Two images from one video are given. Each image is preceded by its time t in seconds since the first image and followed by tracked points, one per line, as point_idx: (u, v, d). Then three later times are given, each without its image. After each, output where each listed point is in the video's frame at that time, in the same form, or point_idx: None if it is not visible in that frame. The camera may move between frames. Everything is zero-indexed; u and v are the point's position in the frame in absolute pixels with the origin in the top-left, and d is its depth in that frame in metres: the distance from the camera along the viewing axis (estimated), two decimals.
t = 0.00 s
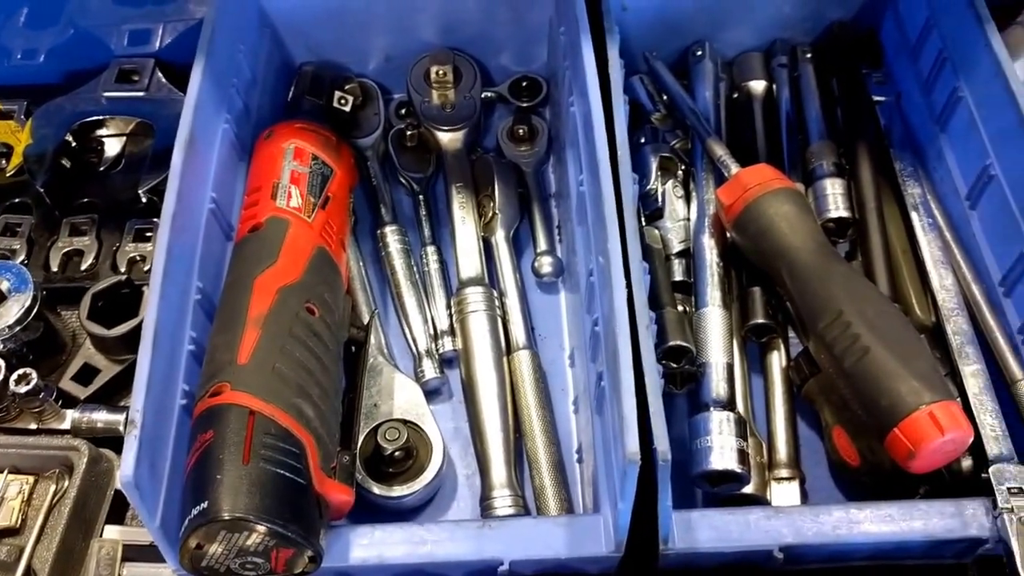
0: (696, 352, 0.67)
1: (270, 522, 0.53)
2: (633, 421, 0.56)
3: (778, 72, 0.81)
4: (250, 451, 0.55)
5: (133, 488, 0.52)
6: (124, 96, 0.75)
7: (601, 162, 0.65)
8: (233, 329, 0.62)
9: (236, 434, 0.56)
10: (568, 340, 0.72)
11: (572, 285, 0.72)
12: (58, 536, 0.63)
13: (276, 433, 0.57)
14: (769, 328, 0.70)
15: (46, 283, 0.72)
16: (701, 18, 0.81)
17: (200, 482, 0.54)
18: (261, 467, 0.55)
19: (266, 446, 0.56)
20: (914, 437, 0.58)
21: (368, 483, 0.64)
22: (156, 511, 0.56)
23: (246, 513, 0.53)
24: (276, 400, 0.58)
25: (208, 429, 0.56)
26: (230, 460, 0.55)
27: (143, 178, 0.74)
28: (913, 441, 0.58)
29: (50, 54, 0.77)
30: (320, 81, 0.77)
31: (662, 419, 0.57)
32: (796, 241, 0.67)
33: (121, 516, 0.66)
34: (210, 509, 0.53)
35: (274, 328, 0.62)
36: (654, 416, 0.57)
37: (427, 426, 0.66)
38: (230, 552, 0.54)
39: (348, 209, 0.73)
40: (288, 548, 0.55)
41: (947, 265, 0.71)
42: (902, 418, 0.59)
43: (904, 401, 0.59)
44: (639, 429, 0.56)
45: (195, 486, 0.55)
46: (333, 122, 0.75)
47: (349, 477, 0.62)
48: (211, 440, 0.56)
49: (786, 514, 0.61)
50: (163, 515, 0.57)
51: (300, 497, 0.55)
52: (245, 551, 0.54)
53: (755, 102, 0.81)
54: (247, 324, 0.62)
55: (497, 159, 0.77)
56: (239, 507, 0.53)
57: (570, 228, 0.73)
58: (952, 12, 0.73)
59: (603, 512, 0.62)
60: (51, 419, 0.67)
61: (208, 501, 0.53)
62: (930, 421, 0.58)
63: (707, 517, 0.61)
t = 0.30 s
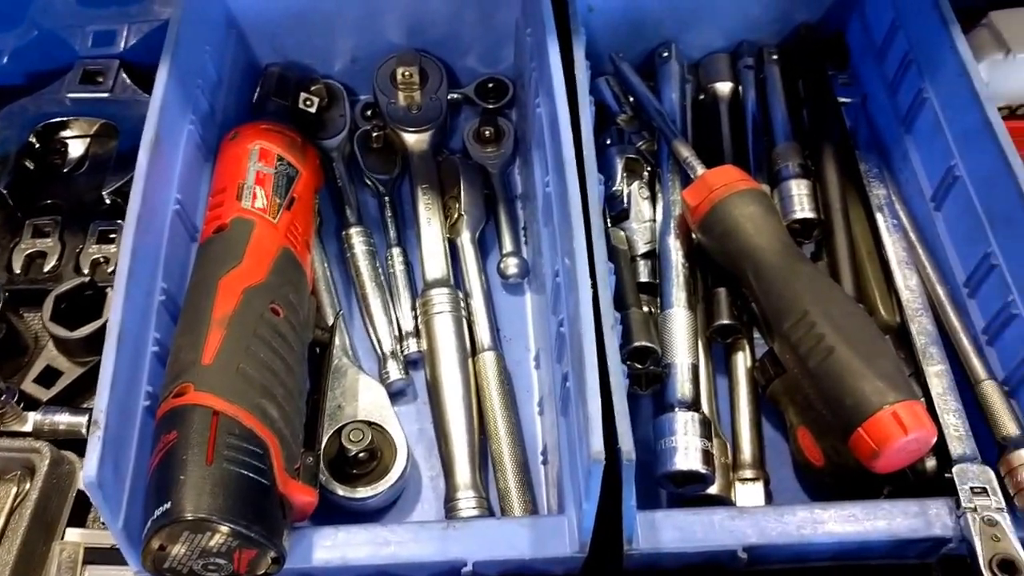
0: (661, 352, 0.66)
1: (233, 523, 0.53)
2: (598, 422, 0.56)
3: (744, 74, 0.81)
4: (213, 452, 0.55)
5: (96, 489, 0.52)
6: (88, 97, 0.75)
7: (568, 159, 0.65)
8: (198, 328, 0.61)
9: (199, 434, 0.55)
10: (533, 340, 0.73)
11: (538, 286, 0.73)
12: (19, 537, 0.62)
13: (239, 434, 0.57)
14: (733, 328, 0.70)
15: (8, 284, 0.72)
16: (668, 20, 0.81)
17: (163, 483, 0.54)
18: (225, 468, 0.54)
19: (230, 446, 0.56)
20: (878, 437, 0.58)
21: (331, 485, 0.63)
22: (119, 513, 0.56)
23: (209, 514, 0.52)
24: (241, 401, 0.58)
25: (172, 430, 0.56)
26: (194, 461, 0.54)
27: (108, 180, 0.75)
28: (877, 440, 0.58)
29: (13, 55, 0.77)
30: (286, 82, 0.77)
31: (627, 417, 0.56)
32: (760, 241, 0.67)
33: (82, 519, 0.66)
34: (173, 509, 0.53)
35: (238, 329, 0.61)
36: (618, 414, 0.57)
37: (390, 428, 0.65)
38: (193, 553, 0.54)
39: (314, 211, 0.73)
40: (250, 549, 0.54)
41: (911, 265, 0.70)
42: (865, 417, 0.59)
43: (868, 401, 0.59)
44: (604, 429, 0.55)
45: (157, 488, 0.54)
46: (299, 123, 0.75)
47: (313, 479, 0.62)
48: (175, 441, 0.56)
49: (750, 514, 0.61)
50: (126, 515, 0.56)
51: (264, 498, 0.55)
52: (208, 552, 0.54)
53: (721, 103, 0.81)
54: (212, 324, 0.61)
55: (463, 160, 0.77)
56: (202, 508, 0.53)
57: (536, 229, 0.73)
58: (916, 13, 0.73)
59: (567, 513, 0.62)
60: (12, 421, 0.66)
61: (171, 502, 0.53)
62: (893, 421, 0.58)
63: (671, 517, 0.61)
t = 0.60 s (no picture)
0: (617, 352, 0.65)
1: (192, 523, 0.50)
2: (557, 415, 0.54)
3: (706, 73, 0.80)
4: (172, 453, 0.52)
5: (53, 491, 0.51)
6: (43, 96, 0.75)
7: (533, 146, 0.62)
8: (154, 329, 0.59)
9: (156, 437, 0.53)
10: (489, 342, 0.72)
11: (494, 287, 0.73)
12: None
13: (198, 436, 0.54)
14: (692, 328, 0.70)
15: None
16: (629, 19, 0.81)
17: (119, 486, 0.51)
18: (183, 470, 0.52)
19: (189, 448, 0.53)
20: (835, 436, 0.56)
21: (282, 485, 0.62)
22: (72, 515, 0.53)
23: (167, 515, 0.50)
24: (197, 401, 0.56)
25: (128, 431, 0.53)
26: (151, 462, 0.52)
27: (62, 181, 0.74)
28: (834, 439, 0.56)
29: None
30: (246, 82, 0.75)
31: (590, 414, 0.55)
32: (722, 240, 0.64)
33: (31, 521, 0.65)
34: (129, 512, 0.50)
35: (197, 330, 0.59)
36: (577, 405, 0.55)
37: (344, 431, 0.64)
38: (145, 561, 0.50)
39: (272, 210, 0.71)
40: (206, 552, 0.51)
41: (868, 265, 0.69)
42: (824, 416, 0.56)
43: (826, 401, 0.57)
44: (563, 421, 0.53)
45: (112, 491, 0.51)
46: (259, 123, 0.74)
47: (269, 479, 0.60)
48: (132, 443, 0.53)
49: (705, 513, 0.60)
50: (80, 518, 0.54)
51: (222, 501, 0.53)
52: (161, 553, 0.50)
53: (682, 104, 0.80)
54: (170, 324, 0.58)
55: (423, 161, 0.76)
56: (160, 509, 0.50)
57: (493, 230, 0.73)
58: (876, 10, 0.71)
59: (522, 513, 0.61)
60: None
61: (128, 504, 0.50)
62: (850, 419, 0.56)
63: (625, 516, 0.60)
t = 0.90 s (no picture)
0: (564, 354, 0.63)
1: (123, 523, 0.48)
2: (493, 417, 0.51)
3: (659, 76, 0.80)
4: (102, 451, 0.50)
5: None
6: None
7: (475, 146, 0.61)
8: (90, 331, 0.56)
9: (88, 435, 0.51)
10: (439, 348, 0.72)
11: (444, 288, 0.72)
12: None
13: (131, 435, 0.52)
14: (641, 332, 0.69)
15: None
16: (583, 21, 0.79)
17: (50, 483, 0.49)
18: (113, 468, 0.50)
19: (121, 447, 0.51)
20: (777, 438, 0.54)
21: (224, 489, 0.58)
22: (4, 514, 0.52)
23: (97, 515, 0.48)
24: (131, 400, 0.53)
25: (60, 430, 0.51)
26: (81, 459, 0.50)
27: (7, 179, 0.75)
28: (775, 442, 0.55)
29: None
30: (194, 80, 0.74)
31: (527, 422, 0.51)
32: (667, 242, 0.63)
33: None
34: (58, 511, 0.48)
35: (131, 330, 0.56)
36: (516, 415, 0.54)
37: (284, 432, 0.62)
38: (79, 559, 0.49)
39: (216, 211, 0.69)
40: (139, 553, 0.49)
41: (818, 270, 0.69)
42: (765, 419, 0.55)
43: (768, 405, 0.55)
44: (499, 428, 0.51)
45: (41, 489, 0.49)
46: (206, 121, 0.72)
47: (206, 482, 0.58)
48: (63, 442, 0.51)
49: (647, 518, 0.59)
50: (12, 518, 0.53)
51: (154, 503, 0.51)
52: (93, 555, 0.48)
53: (635, 107, 0.79)
54: (105, 323, 0.56)
55: (374, 162, 0.75)
56: (90, 508, 0.48)
57: (444, 232, 0.73)
58: (833, 17, 0.70)
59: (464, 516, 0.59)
60: None
61: (57, 503, 0.48)
62: (793, 423, 0.54)
63: (569, 519, 0.59)
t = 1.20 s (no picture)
0: (503, 361, 0.63)
1: (20, 536, 0.49)
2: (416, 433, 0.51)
3: (615, 79, 0.78)
4: (5, 462, 0.50)
5: None
6: None
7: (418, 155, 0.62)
8: (6, 334, 0.56)
9: None
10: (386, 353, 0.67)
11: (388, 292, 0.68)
12: None
13: (39, 445, 0.52)
14: (586, 339, 0.67)
15: None
16: (540, 22, 0.79)
17: None
18: (14, 480, 0.50)
19: (26, 458, 0.51)
20: (701, 452, 0.55)
21: (159, 494, 0.57)
22: None
23: None
24: (40, 407, 0.53)
25: None
26: None
27: None
28: (701, 454, 0.55)
29: None
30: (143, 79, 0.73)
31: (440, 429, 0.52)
32: (604, 247, 0.64)
33: None
34: None
35: (46, 334, 0.56)
36: (444, 416, 0.53)
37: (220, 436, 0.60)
38: None
39: (155, 215, 0.66)
40: (42, 564, 0.50)
41: (764, 277, 0.69)
42: (690, 432, 0.55)
43: (693, 416, 0.56)
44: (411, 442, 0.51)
45: None
46: (156, 121, 0.72)
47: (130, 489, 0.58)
48: None
49: (585, 530, 0.54)
50: None
51: (60, 514, 0.51)
52: None
53: (592, 110, 0.77)
54: (20, 328, 0.56)
55: (326, 162, 0.73)
56: None
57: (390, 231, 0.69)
58: (781, 24, 0.70)
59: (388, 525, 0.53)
60: None
61: None
62: (715, 437, 0.55)
63: (499, 532, 0.54)
